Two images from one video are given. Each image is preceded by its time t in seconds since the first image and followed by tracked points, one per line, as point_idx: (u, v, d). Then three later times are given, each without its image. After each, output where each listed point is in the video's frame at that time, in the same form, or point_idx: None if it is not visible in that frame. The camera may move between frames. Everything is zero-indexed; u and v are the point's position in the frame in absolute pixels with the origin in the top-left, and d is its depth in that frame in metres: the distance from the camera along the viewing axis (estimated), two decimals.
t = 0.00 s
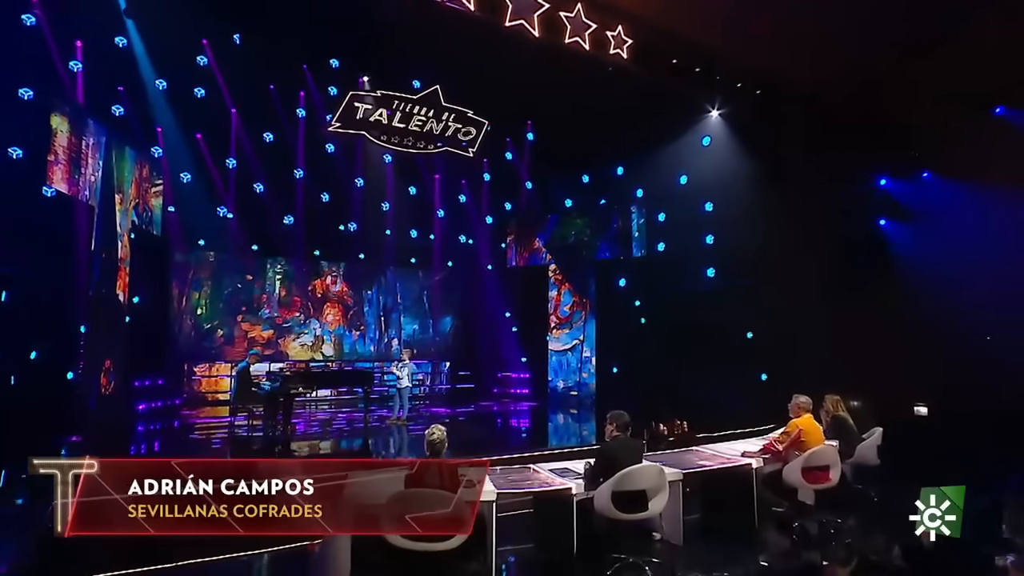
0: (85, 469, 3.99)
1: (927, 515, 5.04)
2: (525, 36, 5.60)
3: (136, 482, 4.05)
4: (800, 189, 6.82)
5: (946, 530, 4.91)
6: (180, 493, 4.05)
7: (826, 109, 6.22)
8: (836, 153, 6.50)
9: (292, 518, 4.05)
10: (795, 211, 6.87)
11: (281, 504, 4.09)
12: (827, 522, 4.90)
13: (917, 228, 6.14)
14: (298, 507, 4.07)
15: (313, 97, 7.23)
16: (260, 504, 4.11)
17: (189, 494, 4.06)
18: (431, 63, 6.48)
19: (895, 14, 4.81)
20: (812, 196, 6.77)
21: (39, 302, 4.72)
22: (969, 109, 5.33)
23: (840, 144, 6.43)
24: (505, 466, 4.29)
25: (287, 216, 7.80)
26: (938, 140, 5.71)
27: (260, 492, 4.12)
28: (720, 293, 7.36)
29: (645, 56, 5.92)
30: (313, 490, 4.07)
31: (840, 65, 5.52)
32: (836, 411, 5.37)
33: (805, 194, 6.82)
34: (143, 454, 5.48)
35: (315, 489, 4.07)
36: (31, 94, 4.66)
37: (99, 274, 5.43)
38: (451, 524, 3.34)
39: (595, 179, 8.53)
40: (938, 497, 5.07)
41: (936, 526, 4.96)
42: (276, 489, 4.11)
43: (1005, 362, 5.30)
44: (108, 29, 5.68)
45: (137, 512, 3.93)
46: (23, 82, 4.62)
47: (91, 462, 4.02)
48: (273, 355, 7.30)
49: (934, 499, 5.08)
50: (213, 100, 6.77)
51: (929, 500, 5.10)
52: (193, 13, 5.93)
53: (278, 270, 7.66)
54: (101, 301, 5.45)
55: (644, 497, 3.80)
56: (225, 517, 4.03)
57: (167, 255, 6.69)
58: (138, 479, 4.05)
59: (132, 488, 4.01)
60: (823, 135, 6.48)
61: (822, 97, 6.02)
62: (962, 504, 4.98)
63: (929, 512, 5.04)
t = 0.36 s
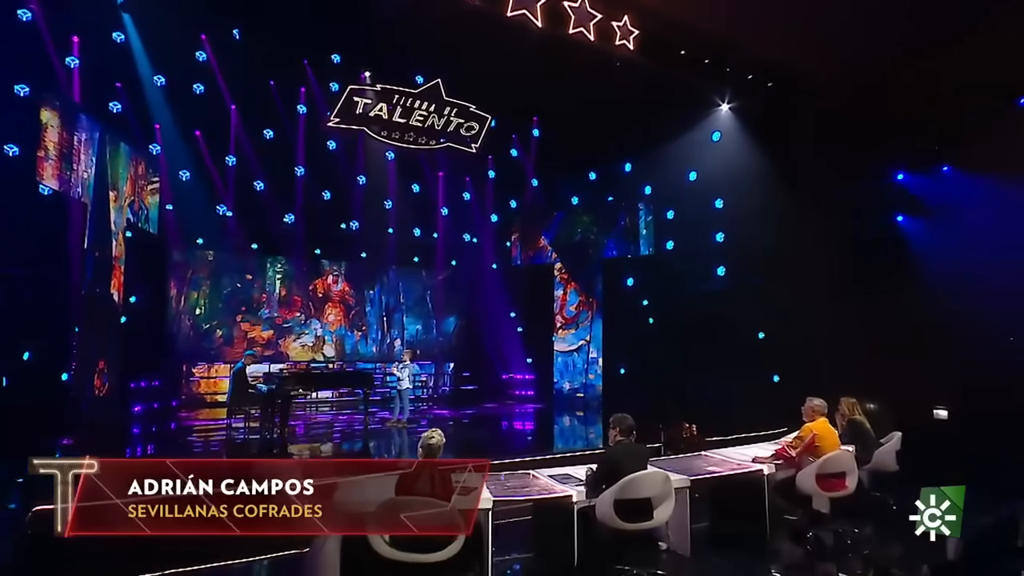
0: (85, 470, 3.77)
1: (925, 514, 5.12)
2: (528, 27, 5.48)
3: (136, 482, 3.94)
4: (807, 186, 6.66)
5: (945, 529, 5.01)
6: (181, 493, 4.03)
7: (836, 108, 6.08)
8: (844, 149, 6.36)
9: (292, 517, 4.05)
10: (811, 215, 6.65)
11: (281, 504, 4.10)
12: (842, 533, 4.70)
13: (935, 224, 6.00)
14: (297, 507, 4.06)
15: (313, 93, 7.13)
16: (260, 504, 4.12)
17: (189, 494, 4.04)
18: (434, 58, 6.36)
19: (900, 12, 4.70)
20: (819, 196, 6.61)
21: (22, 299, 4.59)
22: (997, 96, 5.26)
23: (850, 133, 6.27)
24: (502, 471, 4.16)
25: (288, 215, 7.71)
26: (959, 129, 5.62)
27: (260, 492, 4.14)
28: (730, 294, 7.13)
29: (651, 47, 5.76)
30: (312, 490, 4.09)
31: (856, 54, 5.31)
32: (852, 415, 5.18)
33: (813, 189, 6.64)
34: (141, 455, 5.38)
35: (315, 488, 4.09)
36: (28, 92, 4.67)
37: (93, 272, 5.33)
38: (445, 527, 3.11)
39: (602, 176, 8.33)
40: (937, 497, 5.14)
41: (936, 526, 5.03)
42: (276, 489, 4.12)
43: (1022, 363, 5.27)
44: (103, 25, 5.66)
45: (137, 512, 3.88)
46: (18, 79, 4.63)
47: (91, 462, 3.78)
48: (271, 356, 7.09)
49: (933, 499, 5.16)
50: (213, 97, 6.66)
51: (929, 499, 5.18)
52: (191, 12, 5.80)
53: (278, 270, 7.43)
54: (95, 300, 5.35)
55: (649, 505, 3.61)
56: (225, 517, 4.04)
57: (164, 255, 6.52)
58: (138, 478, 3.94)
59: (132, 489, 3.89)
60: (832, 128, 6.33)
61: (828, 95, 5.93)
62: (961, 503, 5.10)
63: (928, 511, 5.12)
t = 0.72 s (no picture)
0: (84, 470, 3.81)
1: (927, 515, 5.32)
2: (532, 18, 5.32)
3: (137, 482, 4.02)
4: (821, 179, 6.41)
5: (946, 529, 5.19)
6: (180, 493, 4.09)
7: (858, 97, 5.68)
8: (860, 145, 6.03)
9: (292, 516, 4.05)
10: (821, 207, 6.41)
11: (282, 504, 4.12)
12: (860, 544, 4.51)
13: (955, 219, 5.73)
14: (297, 507, 4.10)
15: (314, 88, 7.01)
16: (260, 504, 4.13)
17: (189, 494, 4.10)
18: (436, 52, 6.23)
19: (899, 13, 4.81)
20: (828, 192, 6.37)
21: (22, 299, 4.62)
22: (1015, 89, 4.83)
23: (852, 134, 6.02)
24: (501, 477, 4.08)
25: (289, 213, 7.57)
26: (979, 122, 5.24)
27: (260, 493, 4.17)
28: (742, 292, 6.98)
29: (658, 38, 5.59)
30: (313, 490, 4.22)
31: (874, 43, 5.08)
32: (868, 418, 4.98)
33: (824, 185, 6.40)
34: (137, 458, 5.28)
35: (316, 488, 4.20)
36: (24, 88, 4.57)
37: (87, 270, 5.21)
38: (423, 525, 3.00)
39: (610, 174, 8.08)
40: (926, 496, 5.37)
41: (936, 526, 5.24)
42: (276, 489, 4.16)
43: None
44: (99, 20, 5.59)
45: (136, 512, 3.90)
46: (14, 75, 4.53)
47: (89, 462, 3.82)
48: (271, 357, 6.95)
49: (935, 500, 5.37)
50: (212, 93, 6.54)
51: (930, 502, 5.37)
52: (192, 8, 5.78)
53: (279, 269, 7.28)
54: (89, 299, 5.24)
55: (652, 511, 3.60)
56: (225, 517, 4.01)
57: (162, 253, 6.38)
58: (138, 479, 4.02)
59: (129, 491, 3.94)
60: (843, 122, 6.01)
61: (856, 83, 5.49)
62: (961, 503, 5.29)
63: (929, 513, 5.32)
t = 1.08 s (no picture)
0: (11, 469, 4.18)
1: (926, 515, 4.78)
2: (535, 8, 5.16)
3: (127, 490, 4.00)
4: (837, 173, 6.24)
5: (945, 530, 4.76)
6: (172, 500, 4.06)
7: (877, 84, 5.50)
8: (881, 137, 5.82)
9: (290, 516, 3.85)
10: (835, 200, 6.25)
11: (281, 504, 4.00)
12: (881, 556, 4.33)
13: (979, 214, 5.48)
14: (297, 507, 3.88)
15: (316, 84, 6.82)
16: (260, 504, 4.05)
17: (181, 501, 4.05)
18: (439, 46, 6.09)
19: None
20: (843, 183, 6.20)
21: (12, 298, 4.55)
22: None
23: (887, 123, 5.74)
24: (500, 487, 3.94)
25: (290, 211, 7.40)
26: (1000, 114, 5.03)
27: (261, 493, 4.10)
28: (753, 292, 6.76)
29: (666, 27, 5.41)
30: (312, 490, 4.00)
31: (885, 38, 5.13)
32: (889, 423, 4.80)
33: (837, 177, 6.25)
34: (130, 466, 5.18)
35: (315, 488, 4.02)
36: (17, 84, 4.56)
37: (80, 269, 5.11)
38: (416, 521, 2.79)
39: (618, 171, 7.89)
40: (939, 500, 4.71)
41: (937, 526, 4.75)
42: (277, 489, 4.08)
43: None
44: (97, 15, 5.51)
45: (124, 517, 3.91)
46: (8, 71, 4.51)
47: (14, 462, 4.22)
48: (270, 358, 6.79)
49: (935, 499, 4.80)
50: (212, 89, 6.42)
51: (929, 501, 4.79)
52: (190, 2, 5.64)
53: (280, 268, 7.14)
54: (81, 300, 5.12)
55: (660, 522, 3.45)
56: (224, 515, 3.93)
57: (160, 252, 6.30)
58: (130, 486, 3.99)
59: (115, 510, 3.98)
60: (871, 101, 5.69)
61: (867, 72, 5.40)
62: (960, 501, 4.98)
63: (929, 512, 4.77)
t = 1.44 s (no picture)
0: None
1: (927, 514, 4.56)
2: None
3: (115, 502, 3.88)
4: (858, 166, 5.85)
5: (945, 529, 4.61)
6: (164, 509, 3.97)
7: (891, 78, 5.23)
8: (897, 128, 5.49)
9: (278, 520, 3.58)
10: (848, 192, 5.94)
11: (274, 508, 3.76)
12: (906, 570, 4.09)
13: (1004, 208, 4.96)
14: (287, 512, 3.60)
15: (317, 79, 6.67)
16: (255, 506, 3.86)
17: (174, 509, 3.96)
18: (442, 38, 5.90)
19: None
20: (870, 179, 5.76)
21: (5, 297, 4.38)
22: None
23: (912, 118, 5.34)
24: (498, 498, 3.74)
25: (291, 209, 7.07)
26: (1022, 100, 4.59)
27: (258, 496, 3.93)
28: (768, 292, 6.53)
29: (676, 16, 5.21)
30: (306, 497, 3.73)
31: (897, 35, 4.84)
32: (913, 428, 4.52)
33: (862, 173, 5.82)
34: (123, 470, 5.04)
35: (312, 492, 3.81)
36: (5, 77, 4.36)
37: (72, 267, 4.96)
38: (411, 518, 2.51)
39: (628, 166, 7.78)
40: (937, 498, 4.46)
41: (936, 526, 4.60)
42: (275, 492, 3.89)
43: None
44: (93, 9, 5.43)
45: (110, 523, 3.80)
46: None
47: None
48: (271, 360, 6.66)
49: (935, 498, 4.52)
50: (212, 85, 6.30)
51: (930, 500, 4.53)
52: None
53: (280, 267, 6.92)
54: (73, 299, 4.97)
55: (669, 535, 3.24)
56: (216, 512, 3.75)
57: (157, 250, 6.14)
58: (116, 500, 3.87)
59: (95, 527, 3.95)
60: (887, 95, 5.36)
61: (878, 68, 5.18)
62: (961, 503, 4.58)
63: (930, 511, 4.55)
